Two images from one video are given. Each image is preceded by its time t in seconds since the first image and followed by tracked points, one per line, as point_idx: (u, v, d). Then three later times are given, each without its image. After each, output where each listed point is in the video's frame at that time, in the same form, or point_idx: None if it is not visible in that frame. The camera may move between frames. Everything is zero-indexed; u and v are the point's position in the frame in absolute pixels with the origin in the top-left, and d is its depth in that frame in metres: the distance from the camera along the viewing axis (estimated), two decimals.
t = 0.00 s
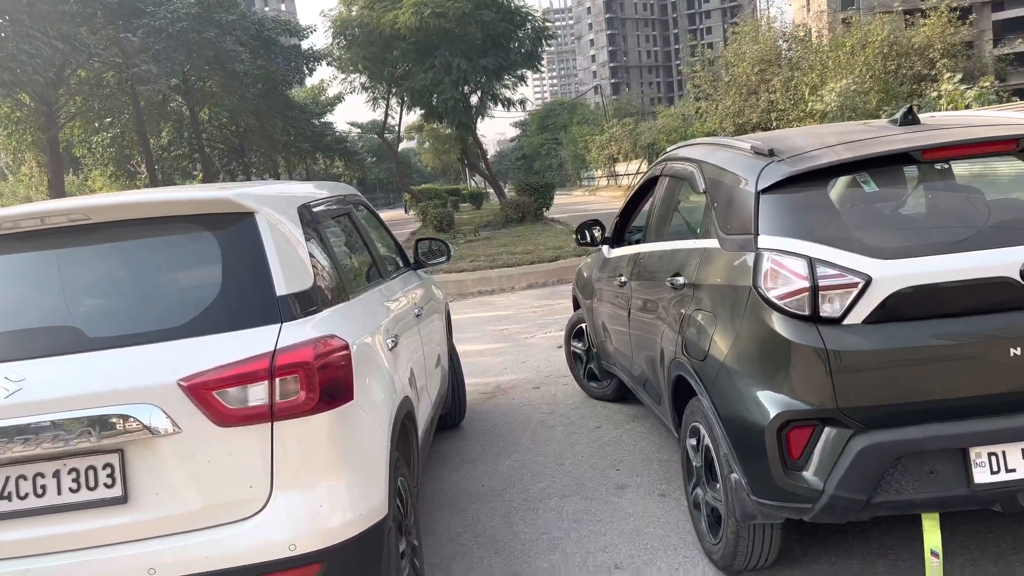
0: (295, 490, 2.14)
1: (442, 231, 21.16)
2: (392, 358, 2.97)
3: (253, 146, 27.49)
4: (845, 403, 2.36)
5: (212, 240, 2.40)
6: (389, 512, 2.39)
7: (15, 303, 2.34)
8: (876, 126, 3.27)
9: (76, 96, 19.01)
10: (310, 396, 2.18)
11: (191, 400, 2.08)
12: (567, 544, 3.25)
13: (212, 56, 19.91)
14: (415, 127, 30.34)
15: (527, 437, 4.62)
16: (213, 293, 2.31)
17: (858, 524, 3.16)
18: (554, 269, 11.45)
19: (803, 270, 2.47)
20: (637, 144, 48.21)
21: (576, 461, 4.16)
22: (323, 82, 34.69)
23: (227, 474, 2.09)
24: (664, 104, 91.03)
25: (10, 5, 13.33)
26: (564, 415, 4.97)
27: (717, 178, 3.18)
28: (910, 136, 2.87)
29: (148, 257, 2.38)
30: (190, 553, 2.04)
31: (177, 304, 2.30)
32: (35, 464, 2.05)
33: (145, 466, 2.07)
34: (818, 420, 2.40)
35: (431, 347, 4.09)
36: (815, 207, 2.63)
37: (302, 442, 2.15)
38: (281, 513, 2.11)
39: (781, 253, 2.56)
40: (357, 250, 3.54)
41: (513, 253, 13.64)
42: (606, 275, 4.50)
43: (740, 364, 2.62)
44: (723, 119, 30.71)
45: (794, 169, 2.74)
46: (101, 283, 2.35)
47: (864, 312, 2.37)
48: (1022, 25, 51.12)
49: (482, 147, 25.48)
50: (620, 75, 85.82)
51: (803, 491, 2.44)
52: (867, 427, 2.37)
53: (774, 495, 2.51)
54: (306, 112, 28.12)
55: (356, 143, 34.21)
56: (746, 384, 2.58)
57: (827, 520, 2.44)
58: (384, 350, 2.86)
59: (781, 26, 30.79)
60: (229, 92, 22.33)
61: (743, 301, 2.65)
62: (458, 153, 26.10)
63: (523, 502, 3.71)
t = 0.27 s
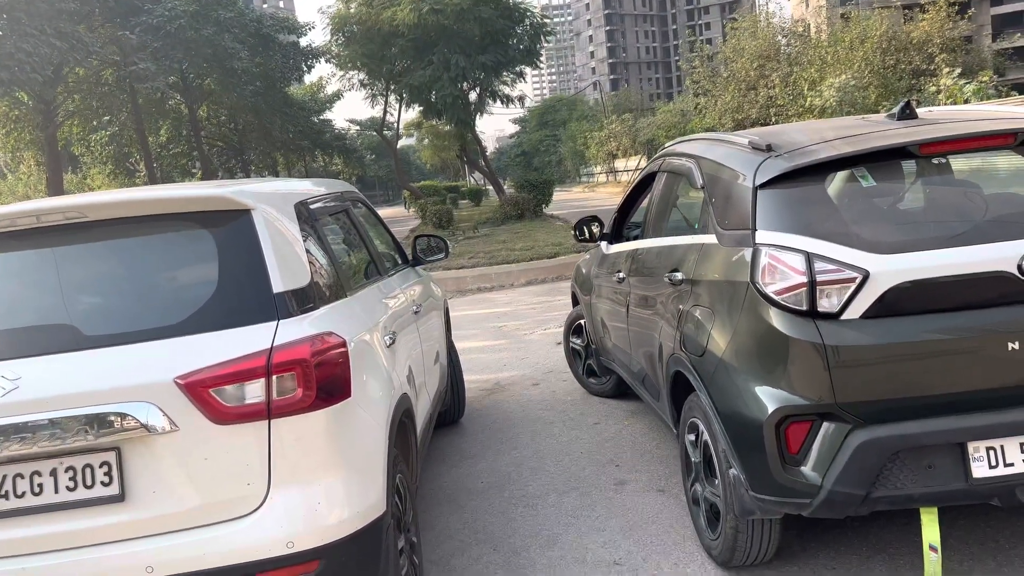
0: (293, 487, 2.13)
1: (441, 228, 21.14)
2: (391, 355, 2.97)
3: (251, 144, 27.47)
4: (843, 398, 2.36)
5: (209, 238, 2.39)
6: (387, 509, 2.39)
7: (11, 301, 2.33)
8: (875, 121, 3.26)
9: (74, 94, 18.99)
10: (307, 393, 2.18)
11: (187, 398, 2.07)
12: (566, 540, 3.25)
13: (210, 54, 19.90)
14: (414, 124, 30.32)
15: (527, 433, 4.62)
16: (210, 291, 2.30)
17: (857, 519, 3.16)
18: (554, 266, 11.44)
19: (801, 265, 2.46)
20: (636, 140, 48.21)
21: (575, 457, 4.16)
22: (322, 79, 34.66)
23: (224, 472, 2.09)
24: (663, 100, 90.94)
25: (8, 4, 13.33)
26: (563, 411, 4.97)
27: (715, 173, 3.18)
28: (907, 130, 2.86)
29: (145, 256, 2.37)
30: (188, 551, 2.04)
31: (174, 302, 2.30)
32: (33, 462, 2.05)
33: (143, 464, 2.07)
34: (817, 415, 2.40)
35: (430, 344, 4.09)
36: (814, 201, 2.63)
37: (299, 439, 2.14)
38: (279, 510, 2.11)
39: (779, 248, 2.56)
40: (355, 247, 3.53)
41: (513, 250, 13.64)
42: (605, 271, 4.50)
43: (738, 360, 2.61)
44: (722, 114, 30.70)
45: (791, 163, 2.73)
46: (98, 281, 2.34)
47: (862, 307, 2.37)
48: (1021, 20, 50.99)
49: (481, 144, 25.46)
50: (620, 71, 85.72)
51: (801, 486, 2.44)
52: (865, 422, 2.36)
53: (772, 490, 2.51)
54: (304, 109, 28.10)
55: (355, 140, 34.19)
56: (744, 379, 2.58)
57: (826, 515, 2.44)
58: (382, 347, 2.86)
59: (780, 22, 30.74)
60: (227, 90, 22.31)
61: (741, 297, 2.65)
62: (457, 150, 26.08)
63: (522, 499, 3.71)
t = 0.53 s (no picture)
0: (291, 486, 2.13)
1: (440, 226, 21.13)
2: (389, 354, 2.96)
3: (251, 143, 27.46)
4: (841, 394, 2.35)
5: (206, 237, 2.39)
6: (385, 507, 2.38)
7: (7, 300, 2.33)
8: (873, 116, 3.25)
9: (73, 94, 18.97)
10: (304, 391, 2.17)
11: (184, 397, 2.07)
12: (565, 538, 3.25)
13: (209, 53, 19.87)
14: (414, 122, 30.32)
15: (526, 431, 4.62)
16: (206, 290, 2.30)
17: (856, 516, 3.16)
18: (553, 264, 11.44)
19: (799, 261, 2.46)
20: (635, 138, 48.21)
21: (574, 455, 4.16)
22: (321, 78, 34.65)
23: (221, 471, 2.09)
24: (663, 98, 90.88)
25: (7, 4, 13.31)
26: (563, 409, 4.96)
27: (713, 169, 3.17)
28: (905, 126, 2.85)
29: (142, 255, 2.37)
30: (186, 550, 2.03)
31: (171, 300, 2.29)
32: (30, 461, 2.04)
33: (140, 463, 2.07)
34: (815, 412, 2.40)
35: (429, 342, 4.08)
36: (811, 198, 2.62)
37: (296, 438, 2.14)
38: (276, 509, 2.10)
39: (777, 245, 2.55)
40: (353, 245, 3.53)
41: (512, 248, 13.63)
42: (603, 268, 4.50)
43: (736, 356, 2.61)
44: (721, 112, 30.66)
45: (789, 159, 2.73)
46: (95, 280, 2.34)
47: (860, 303, 2.36)
48: (1021, 16, 50.95)
49: (480, 142, 25.45)
50: (619, 69, 85.68)
51: (800, 483, 2.44)
52: (863, 419, 2.36)
53: (770, 487, 2.51)
54: (304, 108, 28.08)
55: (354, 139, 34.20)
56: (742, 376, 2.58)
57: (825, 511, 2.43)
58: (380, 345, 2.85)
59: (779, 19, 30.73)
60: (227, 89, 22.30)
61: (739, 293, 2.64)
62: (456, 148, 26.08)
63: (521, 496, 3.71)
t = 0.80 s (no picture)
0: (291, 485, 2.12)
1: (440, 226, 21.10)
2: (388, 352, 2.95)
3: (250, 143, 27.43)
4: (843, 393, 2.34)
5: (204, 236, 2.38)
6: (385, 507, 2.37)
7: (5, 300, 2.32)
8: (875, 113, 3.24)
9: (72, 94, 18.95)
10: (303, 391, 2.16)
11: (183, 396, 2.06)
12: (566, 537, 3.23)
13: (208, 53, 19.85)
14: (413, 122, 30.31)
15: (527, 430, 4.61)
16: (205, 289, 2.29)
17: (859, 513, 3.15)
18: (553, 264, 11.42)
19: (801, 258, 2.44)
20: (635, 137, 48.24)
21: (576, 453, 4.15)
22: (320, 78, 34.63)
23: (222, 471, 2.08)
24: (663, 98, 90.85)
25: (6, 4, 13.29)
26: (564, 408, 4.95)
27: (714, 167, 3.16)
28: (907, 122, 2.84)
29: (140, 255, 2.35)
30: (185, 550, 2.02)
31: (169, 299, 2.28)
32: (27, 461, 2.03)
33: (139, 463, 2.05)
34: (817, 410, 2.39)
35: (429, 342, 4.07)
36: (812, 195, 2.61)
37: (295, 438, 2.13)
38: (275, 509, 2.09)
39: (778, 242, 2.54)
40: (353, 245, 3.51)
41: (512, 248, 13.61)
42: (604, 267, 4.48)
43: (737, 354, 2.60)
44: (721, 111, 30.63)
45: (791, 156, 2.71)
46: (94, 279, 2.33)
47: (862, 300, 2.35)
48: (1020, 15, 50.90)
49: (480, 142, 25.43)
50: (619, 68, 85.66)
51: (802, 481, 2.42)
52: (866, 417, 2.35)
53: (773, 486, 2.50)
54: (303, 109, 28.06)
55: (354, 139, 34.18)
56: (743, 374, 2.56)
57: (827, 510, 2.42)
58: (379, 344, 2.84)
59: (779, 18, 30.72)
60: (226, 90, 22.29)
61: (740, 291, 2.63)
62: (456, 148, 26.06)
63: (521, 496, 3.69)
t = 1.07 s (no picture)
0: (298, 492, 2.10)
1: (443, 227, 21.09)
2: (394, 356, 2.93)
3: (252, 145, 27.45)
4: (855, 397, 2.32)
5: (210, 240, 2.36)
6: (392, 513, 2.35)
7: (9, 304, 2.30)
8: (884, 114, 3.21)
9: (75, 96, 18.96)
10: (310, 395, 2.14)
11: (189, 401, 2.04)
12: (573, 541, 3.21)
13: (210, 55, 19.85)
14: (415, 124, 30.33)
15: (532, 433, 4.58)
16: (210, 293, 2.27)
17: (868, 518, 3.12)
18: (556, 265, 11.41)
19: (811, 261, 2.42)
20: (637, 138, 48.27)
21: (582, 457, 4.12)
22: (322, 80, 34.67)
23: (228, 477, 2.06)
24: (663, 98, 90.83)
25: (8, 7, 13.29)
26: (569, 411, 4.93)
27: (722, 169, 3.13)
28: (917, 123, 2.82)
29: (146, 259, 2.34)
30: (192, 557, 2.00)
31: (175, 303, 2.26)
32: (32, 468, 2.01)
33: (145, 470, 2.03)
34: (828, 414, 2.36)
35: (433, 345, 4.04)
36: (822, 197, 2.58)
37: (303, 443, 2.11)
38: (283, 516, 2.07)
39: (788, 245, 2.52)
40: (358, 247, 3.49)
41: (515, 249, 13.60)
42: (609, 270, 4.46)
43: (747, 357, 2.57)
44: (722, 112, 30.62)
45: (800, 158, 2.69)
46: (99, 283, 2.31)
47: (874, 303, 2.33)
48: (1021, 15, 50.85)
49: (482, 143, 25.43)
50: (620, 69, 85.68)
51: (814, 487, 2.40)
52: (877, 421, 2.32)
53: (783, 490, 2.47)
54: (305, 110, 28.07)
55: (356, 141, 34.20)
56: (754, 377, 2.54)
57: (838, 515, 2.40)
58: (385, 348, 2.81)
59: (780, 19, 30.72)
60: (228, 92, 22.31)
61: (750, 294, 2.61)
62: (457, 149, 26.06)
63: (528, 500, 3.67)
